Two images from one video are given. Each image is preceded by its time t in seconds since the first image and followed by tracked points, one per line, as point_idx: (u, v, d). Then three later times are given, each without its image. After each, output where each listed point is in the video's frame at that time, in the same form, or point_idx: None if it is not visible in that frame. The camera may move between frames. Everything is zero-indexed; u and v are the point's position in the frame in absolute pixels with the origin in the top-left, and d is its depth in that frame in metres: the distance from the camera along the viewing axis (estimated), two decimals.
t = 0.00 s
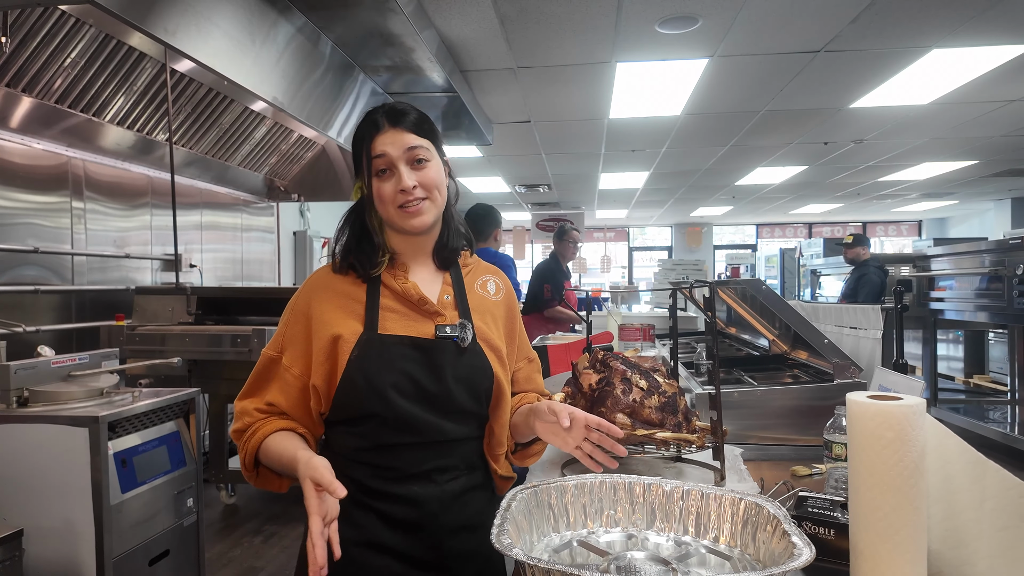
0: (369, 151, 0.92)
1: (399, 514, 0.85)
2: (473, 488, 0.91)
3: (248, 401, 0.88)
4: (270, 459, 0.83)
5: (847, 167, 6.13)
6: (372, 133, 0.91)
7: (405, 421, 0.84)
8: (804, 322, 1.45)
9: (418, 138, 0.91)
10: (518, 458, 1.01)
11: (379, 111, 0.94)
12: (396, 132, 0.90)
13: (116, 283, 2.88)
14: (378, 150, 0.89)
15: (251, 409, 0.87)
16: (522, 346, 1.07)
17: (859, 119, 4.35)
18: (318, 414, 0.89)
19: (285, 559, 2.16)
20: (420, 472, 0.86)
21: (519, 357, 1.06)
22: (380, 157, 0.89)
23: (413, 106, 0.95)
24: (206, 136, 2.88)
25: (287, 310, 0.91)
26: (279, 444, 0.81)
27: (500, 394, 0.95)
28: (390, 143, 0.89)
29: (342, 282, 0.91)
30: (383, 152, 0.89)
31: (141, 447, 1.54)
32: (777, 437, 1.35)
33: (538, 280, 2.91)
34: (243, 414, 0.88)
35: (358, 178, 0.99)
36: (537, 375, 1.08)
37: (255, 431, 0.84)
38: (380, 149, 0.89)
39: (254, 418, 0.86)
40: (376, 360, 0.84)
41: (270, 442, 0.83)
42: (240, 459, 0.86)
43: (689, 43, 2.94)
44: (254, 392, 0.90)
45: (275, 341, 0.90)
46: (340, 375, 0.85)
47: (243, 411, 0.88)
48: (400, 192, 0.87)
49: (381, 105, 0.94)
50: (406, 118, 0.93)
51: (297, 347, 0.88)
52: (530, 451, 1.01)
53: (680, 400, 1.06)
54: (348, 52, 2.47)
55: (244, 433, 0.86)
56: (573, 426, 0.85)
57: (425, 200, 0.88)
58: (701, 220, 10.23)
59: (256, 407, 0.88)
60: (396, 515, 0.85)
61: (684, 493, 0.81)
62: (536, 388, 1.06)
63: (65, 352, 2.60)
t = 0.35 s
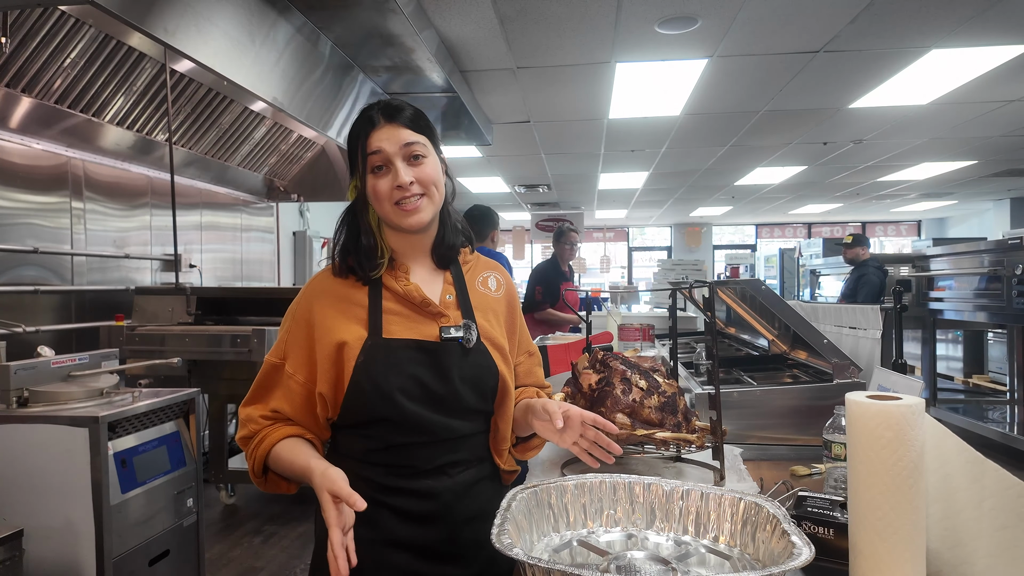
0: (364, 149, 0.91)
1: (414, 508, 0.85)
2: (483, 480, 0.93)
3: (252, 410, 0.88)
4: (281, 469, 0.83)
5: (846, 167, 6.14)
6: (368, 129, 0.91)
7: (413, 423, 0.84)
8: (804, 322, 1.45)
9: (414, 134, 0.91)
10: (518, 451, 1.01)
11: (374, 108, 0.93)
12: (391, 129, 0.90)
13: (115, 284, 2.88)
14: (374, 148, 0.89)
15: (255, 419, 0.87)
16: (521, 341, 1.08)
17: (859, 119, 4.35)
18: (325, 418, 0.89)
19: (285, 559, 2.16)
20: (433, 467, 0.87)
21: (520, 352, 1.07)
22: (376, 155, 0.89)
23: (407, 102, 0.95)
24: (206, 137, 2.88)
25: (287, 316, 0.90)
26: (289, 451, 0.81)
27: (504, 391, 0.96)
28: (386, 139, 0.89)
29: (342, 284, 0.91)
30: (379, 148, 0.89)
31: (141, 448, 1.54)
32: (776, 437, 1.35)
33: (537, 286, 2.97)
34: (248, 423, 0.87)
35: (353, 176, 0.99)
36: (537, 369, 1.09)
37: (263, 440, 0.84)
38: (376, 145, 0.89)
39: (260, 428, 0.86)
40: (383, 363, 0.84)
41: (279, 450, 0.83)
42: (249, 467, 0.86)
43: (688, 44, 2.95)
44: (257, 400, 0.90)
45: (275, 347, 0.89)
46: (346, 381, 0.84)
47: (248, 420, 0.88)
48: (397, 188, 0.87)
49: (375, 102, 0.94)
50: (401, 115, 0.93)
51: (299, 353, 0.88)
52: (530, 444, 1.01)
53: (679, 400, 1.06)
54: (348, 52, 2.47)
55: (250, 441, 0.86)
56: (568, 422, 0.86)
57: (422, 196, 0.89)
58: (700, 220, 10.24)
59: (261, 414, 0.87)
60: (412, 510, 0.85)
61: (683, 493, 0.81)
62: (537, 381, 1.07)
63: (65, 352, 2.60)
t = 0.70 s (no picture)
0: (373, 151, 0.91)
1: (419, 513, 0.85)
2: (487, 484, 0.94)
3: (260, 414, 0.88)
4: (293, 470, 0.83)
5: (846, 168, 6.14)
6: (378, 130, 0.91)
7: (424, 428, 0.84)
8: (806, 323, 1.44)
9: (423, 137, 0.91)
10: (518, 443, 1.01)
11: (383, 111, 0.94)
12: (401, 131, 0.91)
13: (116, 284, 2.88)
14: (383, 149, 0.89)
15: (264, 423, 0.87)
16: (523, 343, 1.09)
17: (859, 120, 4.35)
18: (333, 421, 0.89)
19: (286, 559, 2.16)
20: (439, 471, 0.87)
21: (521, 354, 1.08)
22: (385, 156, 0.89)
23: (415, 106, 0.96)
24: (207, 137, 2.88)
25: (295, 320, 0.90)
26: (300, 455, 0.81)
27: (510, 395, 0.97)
28: (396, 139, 0.89)
29: (350, 287, 0.90)
30: (389, 149, 0.89)
31: (143, 448, 1.53)
32: (779, 437, 1.35)
33: (527, 289, 3.10)
34: (256, 428, 0.87)
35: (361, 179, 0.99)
36: (538, 370, 1.09)
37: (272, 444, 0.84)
38: (386, 146, 0.89)
39: (269, 432, 0.86)
40: (395, 367, 0.84)
41: (290, 453, 0.83)
42: (257, 472, 0.86)
43: (689, 44, 2.95)
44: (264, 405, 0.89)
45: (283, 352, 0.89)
46: (357, 386, 0.84)
47: (256, 425, 0.87)
48: (406, 189, 0.87)
49: (385, 104, 0.94)
50: (411, 117, 0.93)
51: (308, 357, 0.87)
52: (527, 436, 1.01)
53: (683, 400, 1.06)
54: (349, 52, 2.47)
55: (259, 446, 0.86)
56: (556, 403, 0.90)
57: (431, 198, 0.88)
58: (700, 221, 10.24)
59: (269, 418, 0.87)
60: (419, 515, 0.85)
61: (687, 494, 0.81)
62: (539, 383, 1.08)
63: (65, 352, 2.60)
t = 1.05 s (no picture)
0: (374, 151, 0.91)
1: (421, 517, 0.85)
2: (487, 488, 0.94)
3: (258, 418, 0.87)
4: (294, 472, 0.83)
5: (846, 168, 6.14)
6: (380, 131, 0.91)
7: (426, 428, 0.85)
8: (809, 325, 1.44)
9: (425, 138, 0.92)
10: (522, 443, 1.02)
11: (385, 113, 0.94)
12: (403, 132, 0.91)
13: (117, 284, 2.88)
14: (385, 149, 0.89)
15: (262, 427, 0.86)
16: (519, 344, 1.10)
17: (859, 120, 4.35)
18: (333, 424, 0.88)
19: (288, 560, 2.16)
20: (440, 473, 0.87)
21: (518, 355, 1.09)
22: (387, 156, 0.89)
23: (416, 108, 0.96)
24: (208, 137, 2.87)
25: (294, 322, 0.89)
26: (301, 456, 0.82)
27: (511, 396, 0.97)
28: (399, 140, 0.89)
29: (350, 289, 0.90)
30: (391, 149, 0.89)
31: (146, 449, 1.54)
32: (782, 439, 1.36)
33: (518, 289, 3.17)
34: (254, 432, 0.86)
35: (360, 180, 0.99)
36: (533, 372, 1.10)
37: (272, 447, 0.84)
38: (388, 146, 0.89)
39: (268, 436, 0.86)
40: (399, 368, 0.84)
41: (292, 454, 0.83)
42: (255, 478, 0.86)
43: (690, 45, 2.95)
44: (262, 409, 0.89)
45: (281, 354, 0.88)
46: (358, 388, 0.83)
47: (254, 429, 0.87)
48: (408, 188, 0.87)
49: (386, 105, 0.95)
50: (412, 119, 0.94)
51: (307, 359, 0.87)
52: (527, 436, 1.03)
53: (687, 403, 1.06)
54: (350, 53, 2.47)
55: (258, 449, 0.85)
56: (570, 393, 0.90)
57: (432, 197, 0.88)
58: (700, 221, 10.25)
59: (267, 422, 0.87)
60: (419, 519, 0.85)
61: (693, 496, 0.81)
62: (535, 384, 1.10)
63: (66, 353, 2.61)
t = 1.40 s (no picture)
0: (376, 149, 0.91)
1: (419, 524, 0.85)
2: (486, 495, 0.93)
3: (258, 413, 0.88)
4: (292, 469, 0.83)
5: (850, 168, 6.12)
6: (383, 128, 0.91)
7: (427, 425, 0.84)
8: (817, 326, 1.43)
9: (428, 137, 0.91)
10: (528, 446, 1.01)
11: (388, 109, 0.93)
12: (406, 130, 0.90)
13: (122, 284, 2.89)
14: (387, 147, 0.89)
15: (261, 422, 0.87)
16: (524, 343, 1.10)
17: (863, 120, 4.34)
18: (332, 422, 0.88)
19: (293, 559, 2.16)
20: (438, 479, 0.87)
21: (523, 355, 1.08)
22: (389, 155, 0.88)
23: (419, 104, 0.96)
24: (212, 138, 2.88)
25: (295, 318, 0.89)
26: (298, 453, 0.81)
27: (513, 395, 0.97)
28: (401, 139, 0.89)
29: (351, 286, 0.90)
30: (393, 148, 0.88)
31: (152, 449, 1.54)
32: (789, 439, 1.35)
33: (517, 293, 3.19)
34: (254, 427, 0.87)
35: (362, 176, 0.99)
36: (538, 371, 1.10)
37: (270, 444, 0.84)
38: (390, 146, 0.89)
39: (266, 433, 0.86)
40: (398, 364, 0.84)
41: (289, 451, 0.83)
42: (253, 474, 0.86)
43: (694, 45, 2.95)
44: (262, 404, 0.89)
45: (282, 350, 0.88)
46: (358, 384, 0.83)
47: (254, 424, 0.87)
48: (410, 189, 0.87)
49: (389, 102, 0.94)
50: (415, 117, 0.93)
51: (308, 355, 0.87)
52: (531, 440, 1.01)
53: (694, 403, 1.06)
54: (353, 53, 2.47)
55: (257, 445, 0.86)
56: (572, 403, 0.91)
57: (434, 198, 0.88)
58: (703, 221, 10.24)
59: (266, 417, 0.87)
60: (415, 525, 0.85)
61: (701, 497, 0.81)
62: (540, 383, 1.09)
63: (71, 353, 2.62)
